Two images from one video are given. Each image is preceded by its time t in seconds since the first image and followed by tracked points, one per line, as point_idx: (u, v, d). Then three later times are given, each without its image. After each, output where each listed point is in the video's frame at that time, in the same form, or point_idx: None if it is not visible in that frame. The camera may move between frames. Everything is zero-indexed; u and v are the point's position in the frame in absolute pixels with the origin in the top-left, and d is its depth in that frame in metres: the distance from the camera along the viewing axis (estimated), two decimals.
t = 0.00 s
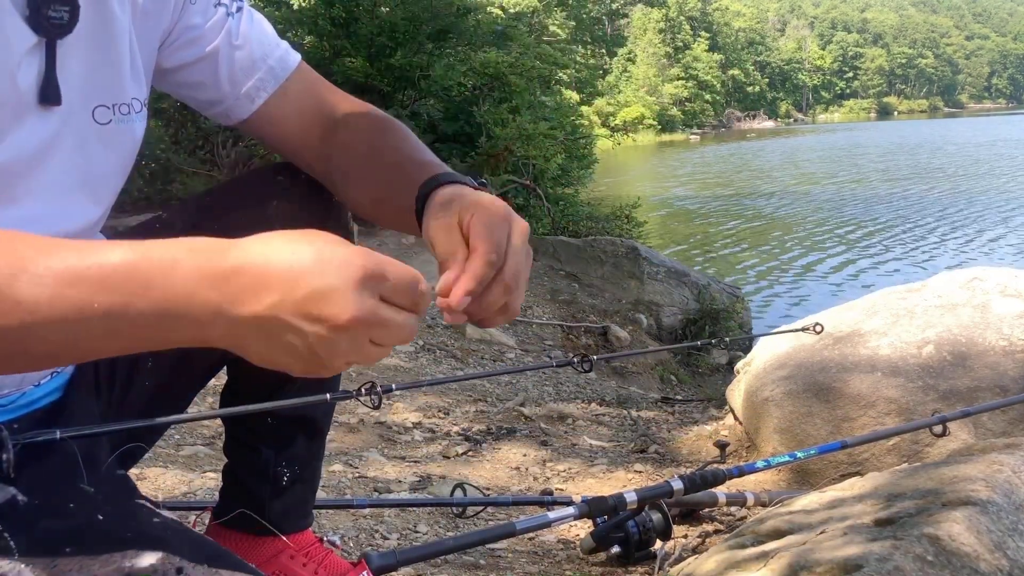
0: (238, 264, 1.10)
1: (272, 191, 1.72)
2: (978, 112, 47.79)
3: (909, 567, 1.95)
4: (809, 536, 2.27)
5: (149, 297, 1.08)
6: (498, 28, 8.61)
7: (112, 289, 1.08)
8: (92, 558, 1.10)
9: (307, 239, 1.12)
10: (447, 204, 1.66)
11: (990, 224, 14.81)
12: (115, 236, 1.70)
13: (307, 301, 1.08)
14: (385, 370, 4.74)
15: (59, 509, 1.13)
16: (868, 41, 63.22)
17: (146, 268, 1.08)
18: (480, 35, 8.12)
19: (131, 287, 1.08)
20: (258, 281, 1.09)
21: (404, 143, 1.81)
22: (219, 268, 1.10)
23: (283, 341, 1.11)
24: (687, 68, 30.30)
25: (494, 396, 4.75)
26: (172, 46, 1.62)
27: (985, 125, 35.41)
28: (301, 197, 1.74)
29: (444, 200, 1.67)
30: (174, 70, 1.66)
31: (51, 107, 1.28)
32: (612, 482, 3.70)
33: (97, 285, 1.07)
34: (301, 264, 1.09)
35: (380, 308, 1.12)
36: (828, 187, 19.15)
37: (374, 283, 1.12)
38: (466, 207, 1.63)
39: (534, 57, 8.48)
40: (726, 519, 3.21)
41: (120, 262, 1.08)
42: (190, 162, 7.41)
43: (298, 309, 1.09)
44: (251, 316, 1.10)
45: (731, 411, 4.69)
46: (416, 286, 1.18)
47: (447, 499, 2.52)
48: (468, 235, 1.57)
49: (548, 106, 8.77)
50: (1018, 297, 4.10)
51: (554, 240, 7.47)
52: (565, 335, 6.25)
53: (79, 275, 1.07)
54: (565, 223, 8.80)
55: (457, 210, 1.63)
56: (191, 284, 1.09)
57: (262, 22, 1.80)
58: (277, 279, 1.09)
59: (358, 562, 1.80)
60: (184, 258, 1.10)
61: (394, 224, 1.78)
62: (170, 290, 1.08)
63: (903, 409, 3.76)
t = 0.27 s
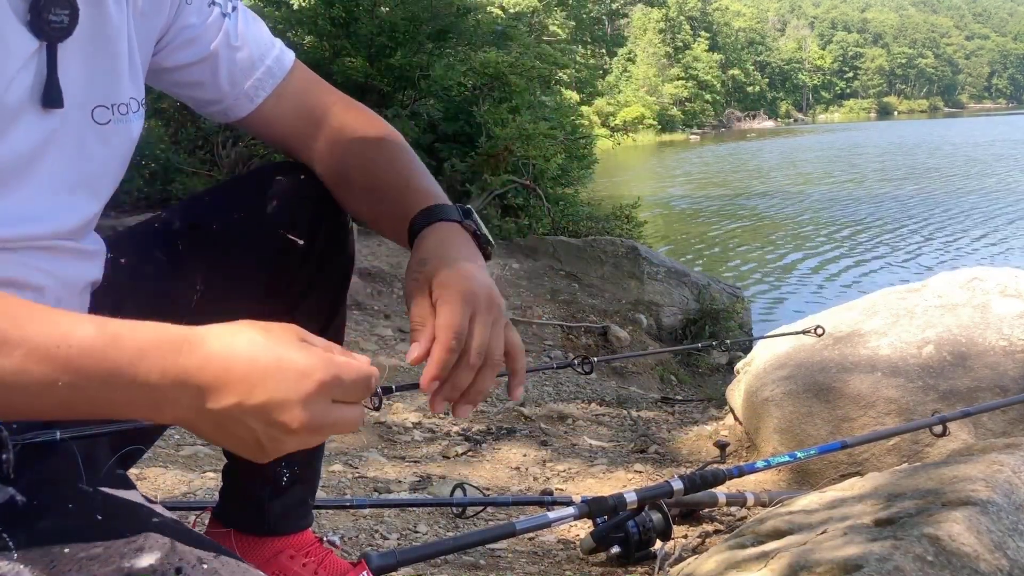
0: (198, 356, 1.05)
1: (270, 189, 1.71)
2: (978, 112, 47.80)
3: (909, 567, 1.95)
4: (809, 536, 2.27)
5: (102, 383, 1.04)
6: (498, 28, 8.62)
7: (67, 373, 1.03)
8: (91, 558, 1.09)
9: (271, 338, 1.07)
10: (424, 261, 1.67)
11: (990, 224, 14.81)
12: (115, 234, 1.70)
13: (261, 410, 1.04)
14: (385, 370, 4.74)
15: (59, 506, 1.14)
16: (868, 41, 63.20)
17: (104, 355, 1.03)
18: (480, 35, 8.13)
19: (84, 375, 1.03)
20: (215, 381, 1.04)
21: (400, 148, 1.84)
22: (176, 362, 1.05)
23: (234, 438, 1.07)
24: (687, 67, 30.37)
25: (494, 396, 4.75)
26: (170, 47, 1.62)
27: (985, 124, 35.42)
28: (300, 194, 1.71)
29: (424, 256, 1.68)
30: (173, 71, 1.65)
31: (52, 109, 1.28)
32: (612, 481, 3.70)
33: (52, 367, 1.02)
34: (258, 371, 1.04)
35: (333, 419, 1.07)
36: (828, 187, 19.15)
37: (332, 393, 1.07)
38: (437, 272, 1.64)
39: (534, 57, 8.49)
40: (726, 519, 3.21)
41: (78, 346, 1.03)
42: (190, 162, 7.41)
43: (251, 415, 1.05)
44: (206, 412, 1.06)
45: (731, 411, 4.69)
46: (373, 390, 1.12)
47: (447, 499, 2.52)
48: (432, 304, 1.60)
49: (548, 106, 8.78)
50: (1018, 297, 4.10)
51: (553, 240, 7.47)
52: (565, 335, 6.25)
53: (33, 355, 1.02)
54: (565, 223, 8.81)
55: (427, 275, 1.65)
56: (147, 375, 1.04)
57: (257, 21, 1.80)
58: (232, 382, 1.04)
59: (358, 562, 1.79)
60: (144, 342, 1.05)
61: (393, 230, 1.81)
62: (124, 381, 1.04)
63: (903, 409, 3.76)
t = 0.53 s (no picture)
0: (214, 402, 1.09)
1: (269, 189, 1.73)
2: (977, 112, 47.83)
3: (909, 567, 1.95)
4: (810, 536, 2.27)
5: (118, 425, 1.05)
6: (498, 28, 8.62)
7: (84, 412, 1.04)
8: (92, 557, 1.08)
9: (282, 389, 1.12)
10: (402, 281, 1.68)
11: (990, 224, 14.81)
12: (111, 235, 1.68)
13: (269, 457, 1.10)
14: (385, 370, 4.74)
15: (58, 510, 1.15)
16: (868, 41, 63.21)
17: (124, 399, 1.05)
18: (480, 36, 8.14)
19: (103, 418, 1.04)
20: (229, 427, 1.09)
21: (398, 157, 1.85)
22: (192, 408, 1.08)
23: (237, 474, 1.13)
24: (687, 67, 30.38)
25: (494, 396, 4.75)
26: (168, 52, 1.62)
27: (985, 124, 35.44)
28: (300, 194, 1.74)
29: (402, 275, 1.69)
30: (172, 76, 1.65)
31: (58, 115, 1.28)
32: (613, 482, 3.70)
33: (71, 408, 1.03)
34: (274, 423, 1.09)
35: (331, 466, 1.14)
36: (828, 187, 19.15)
37: (334, 444, 1.14)
38: (415, 298, 1.64)
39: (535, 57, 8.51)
40: (726, 519, 3.21)
41: (97, 389, 1.04)
42: (190, 162, 7.40)
43: (260, 460, 1.10)
44: (213, 451, 1.10)
45: (731, 411, 4.69)
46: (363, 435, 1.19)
47: (447, 498, 2.52)
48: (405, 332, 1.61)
49: (548, 106, 8.78)
50: (1018, 297, 4.11)
51: (554, 240, 7.47)
52: (565, 335, 6.25)
53: (53, 395, 1.02)
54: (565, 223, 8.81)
55: (403, 298, 1.65)
56: (163, 418, 1.07)
57: (258, 25, 1.81)
58: (246, 432, 1.09)
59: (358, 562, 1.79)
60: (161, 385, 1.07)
61: (382, 240, 1.79)
62: (140, 424, 1.06)
63: (903, 409, 3.75)
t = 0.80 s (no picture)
0: (214, 394, 1.10)
1: (269, 190, 1.73)
2: (978, 112, 47.83)
3: (909, 567, 1.95)
4: (809, 536, 2.27)
5: (121, 416, 1.07)
6: (497, 28, 8.64)
7: (87, 406, 1.05)
8: (92, 557, 1.08)
9: (280, 380, 1.13)
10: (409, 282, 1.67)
11: (991, 224, 14.80)
12: (111, 235, 1.68)
13: (269, 448, 1.11)
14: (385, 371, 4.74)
15: (58, 510, 1.15)
16: (868, 41, 63.18)
17: (126, 391, 1.06)
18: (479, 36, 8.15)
19: (108, 409, 1.06)
20: (230, 419, 1.10)
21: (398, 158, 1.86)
22: (192, 400, 1.09)
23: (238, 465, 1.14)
24: (687, 67, 30.39)
25: (494, 396, 4.74)
26: (168, 54, 1.63)
27: (985, 124, 35.40)
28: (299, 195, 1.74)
29: (407, 278, 1.68)
30: (171, 76, 1.66)
31: (58, 115, 1.29)
32: (613, 482, 3.70)
33: (74, 401, 1.04)
34: (273, 414, 1.10)
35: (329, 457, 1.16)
36: (828, 186, 19.14)
37: (333, 435, 1.15)
38: (421, 301, 1.64)
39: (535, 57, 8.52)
40: (726, 519, 3.21)
41: (100, 382, 1.05)
42: (190, 162, 7.40)
43: (259, 453, 1.12)
44: (212, 442, 1.12)
45: (731, 411, 4.69)
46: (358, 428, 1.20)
47: (447, 498, 2.52)
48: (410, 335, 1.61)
49: (548, 106, 8.78)
50: (1018, 297, 4.11)
51: (553, 240, 7.48)
52: (565, 335, 6.25)
53: (58, 388, 1.04)
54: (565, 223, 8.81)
55: (408, 302, 1.65)
56: (165, 409, 1.08)
57: (257, 25, 1.81)
58: (247, 424, 1.10)
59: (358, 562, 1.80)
60: (162, 375, 1.09)
61: (382, 240, 1.80)
62: (143, 417, 1.07)
63: (903, 409, 3.75)
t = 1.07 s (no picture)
0: (223, 389, 1.11)
1: (269, 191, 1.73)
2: (978, 111, 47.83)
3: (909, 567, 1.95)
4: (809, 536, 2.27)
5: (133, 409, 1.08)
6: (498, 28, 8.65)
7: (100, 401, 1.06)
8: (92, 556, 1.08)
9: (285, 375, 1.14)
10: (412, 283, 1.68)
11: (991, 224, 14.80)
12: (111, 235, 1.68)
13: (276, 442, 1.12)
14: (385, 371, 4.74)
15: (58, 509, 1.16)
16: (868, 42, 63.17)
17: (138, 384, 1.07)
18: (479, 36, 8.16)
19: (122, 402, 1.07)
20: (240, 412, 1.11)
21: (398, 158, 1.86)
22: (202, 393, 1.10)
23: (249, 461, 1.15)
24: (688, 67, 30.40)
25: (494, 396, 4.74)
26: (167, 54, 1.63)
27: (985, 124, 35.39)
28: (299, 195, 1.74)
29: (407, 279, 1.69)
30: (171, 76, 1.66)
31: (58, 114, 1.29)
32: (613, 482, 3.70)
33: (87, 395, 1.05)
34: (282, 408, 1.12)
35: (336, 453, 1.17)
36: (828, 187, 19.14)
37: (340, 429, 1.16)
38: (423, 302, 1.64)
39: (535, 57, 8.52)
40: (726, 519, 3.21)
41: (112, 376, 1.06)
42: (190, 162, 7.40)
43: (268, 446, 1.13)
44: (220, 436, 1.13)
45: (731, 411, 4.69)
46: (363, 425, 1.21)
47: (448, 498, 2.52)
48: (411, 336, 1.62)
49: (548, 106, 8.78)
50: (1018, 297, 4.11)
51: (553, 240, 7.48)
52: (565, 335, 6.26)
53: (71, 381, 1.04)
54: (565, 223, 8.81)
55: (410, 302, 1.65)
56: (176, 404, 1.09)
57: (257, 25, 1.81)
58: (256, 417, 1.11)
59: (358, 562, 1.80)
60: (172, 370, 1.10)
61: (384, 243, 1.80)
62: (155, 411, 1.08)
63: (903, 409, 3.76)
